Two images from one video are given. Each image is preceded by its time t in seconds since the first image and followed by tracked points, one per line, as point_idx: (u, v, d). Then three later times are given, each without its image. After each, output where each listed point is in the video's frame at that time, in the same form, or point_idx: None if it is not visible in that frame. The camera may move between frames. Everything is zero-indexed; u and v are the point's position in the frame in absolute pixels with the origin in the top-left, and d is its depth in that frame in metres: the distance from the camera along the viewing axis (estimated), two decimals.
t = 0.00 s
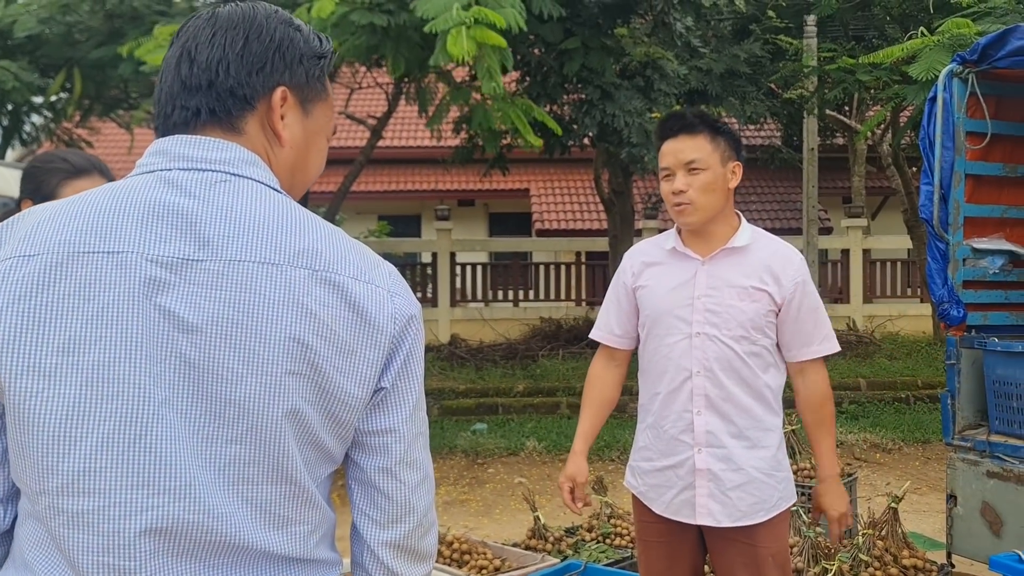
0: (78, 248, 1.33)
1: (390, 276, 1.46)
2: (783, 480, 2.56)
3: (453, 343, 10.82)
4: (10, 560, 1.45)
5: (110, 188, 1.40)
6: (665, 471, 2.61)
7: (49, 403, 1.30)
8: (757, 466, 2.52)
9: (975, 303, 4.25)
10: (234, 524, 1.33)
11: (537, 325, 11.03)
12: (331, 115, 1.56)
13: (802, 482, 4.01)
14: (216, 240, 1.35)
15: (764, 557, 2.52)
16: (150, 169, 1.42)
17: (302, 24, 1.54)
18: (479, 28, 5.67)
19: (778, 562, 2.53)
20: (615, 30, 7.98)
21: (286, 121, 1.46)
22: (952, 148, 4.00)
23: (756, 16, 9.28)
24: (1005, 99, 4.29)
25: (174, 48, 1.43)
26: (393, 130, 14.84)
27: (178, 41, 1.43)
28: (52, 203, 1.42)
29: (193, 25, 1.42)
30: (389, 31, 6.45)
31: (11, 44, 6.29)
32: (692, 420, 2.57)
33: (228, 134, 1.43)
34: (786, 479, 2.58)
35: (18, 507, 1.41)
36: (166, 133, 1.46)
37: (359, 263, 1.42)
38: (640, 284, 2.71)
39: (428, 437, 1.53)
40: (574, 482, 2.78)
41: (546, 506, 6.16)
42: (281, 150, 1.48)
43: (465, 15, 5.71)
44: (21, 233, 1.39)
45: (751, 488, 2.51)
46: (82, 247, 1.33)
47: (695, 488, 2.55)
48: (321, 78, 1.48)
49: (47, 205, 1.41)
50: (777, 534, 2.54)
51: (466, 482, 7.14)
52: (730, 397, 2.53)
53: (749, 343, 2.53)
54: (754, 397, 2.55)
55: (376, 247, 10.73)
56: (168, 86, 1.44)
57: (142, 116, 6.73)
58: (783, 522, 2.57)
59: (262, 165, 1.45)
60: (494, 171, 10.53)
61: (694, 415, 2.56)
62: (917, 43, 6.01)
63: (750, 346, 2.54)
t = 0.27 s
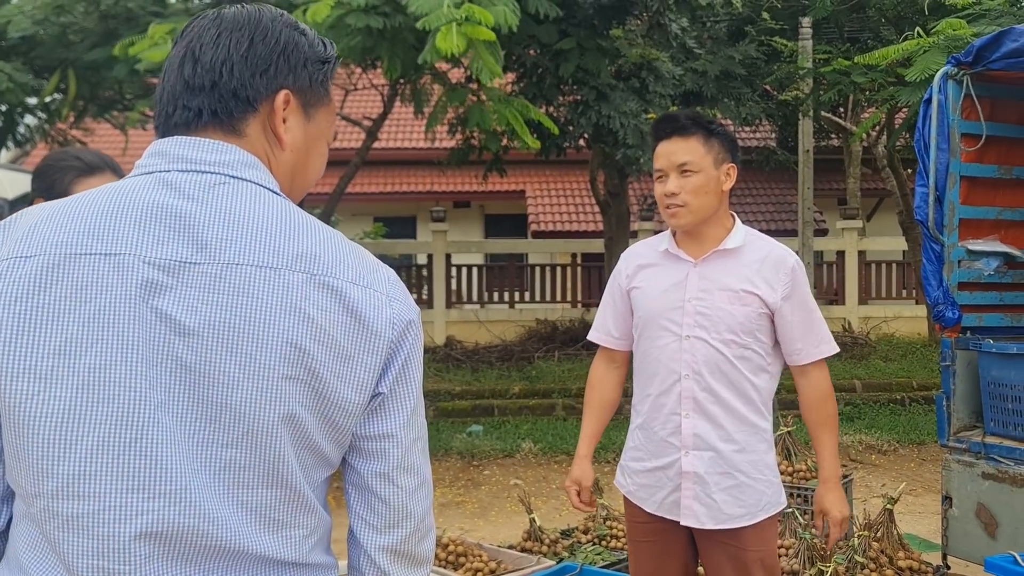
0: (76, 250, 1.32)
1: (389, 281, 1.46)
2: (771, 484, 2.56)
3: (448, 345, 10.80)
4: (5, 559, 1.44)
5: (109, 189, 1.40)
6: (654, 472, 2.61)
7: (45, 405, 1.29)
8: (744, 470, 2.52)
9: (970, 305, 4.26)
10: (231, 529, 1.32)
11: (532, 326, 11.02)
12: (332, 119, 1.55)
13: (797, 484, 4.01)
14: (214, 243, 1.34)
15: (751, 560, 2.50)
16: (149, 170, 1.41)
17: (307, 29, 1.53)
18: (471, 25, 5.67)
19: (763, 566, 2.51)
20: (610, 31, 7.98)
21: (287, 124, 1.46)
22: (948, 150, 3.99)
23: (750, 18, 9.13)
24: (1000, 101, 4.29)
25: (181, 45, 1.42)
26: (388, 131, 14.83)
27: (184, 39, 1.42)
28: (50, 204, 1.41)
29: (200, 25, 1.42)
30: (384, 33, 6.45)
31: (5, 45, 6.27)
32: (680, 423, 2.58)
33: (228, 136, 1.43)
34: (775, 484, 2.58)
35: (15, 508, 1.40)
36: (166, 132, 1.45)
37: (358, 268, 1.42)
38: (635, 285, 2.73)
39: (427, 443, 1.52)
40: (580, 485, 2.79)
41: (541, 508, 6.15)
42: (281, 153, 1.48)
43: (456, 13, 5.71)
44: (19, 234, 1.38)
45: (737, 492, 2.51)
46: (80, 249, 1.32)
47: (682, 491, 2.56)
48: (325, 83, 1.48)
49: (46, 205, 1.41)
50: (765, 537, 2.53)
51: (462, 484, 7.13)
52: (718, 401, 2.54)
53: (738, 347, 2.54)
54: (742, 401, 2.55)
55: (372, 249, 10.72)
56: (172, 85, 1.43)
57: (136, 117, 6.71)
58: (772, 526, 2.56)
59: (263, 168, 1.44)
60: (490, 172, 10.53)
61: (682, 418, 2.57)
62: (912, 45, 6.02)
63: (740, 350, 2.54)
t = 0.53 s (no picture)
0: (78, 254, 1.30)
1: (392, 286, 1.45)
2: (753, 487, 2.54)
3: (445, 346, 10.79)
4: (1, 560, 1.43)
5: (110, 189, 1.37)
6: (640, 474, 2.62)
7: (47, 411, 1.27)
8: (728, 473, 2.51)
9: (968, 307, 4.26)
10: (233, 536, 1.31)
11: (530, 327, 11.01)
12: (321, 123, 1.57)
13: (794, 485, 4.00)
14: (218, 249, 1.32)
15: (733, 562, 2.51)
16: (153, 171, 1.38)
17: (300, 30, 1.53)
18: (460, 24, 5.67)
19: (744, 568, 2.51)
20: (608, 32, 7.99)
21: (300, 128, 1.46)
22: (945, 152, 4.01)
23: (748, 19, 9.20)
24: (997, 103, 4.28)
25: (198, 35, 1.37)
26: (385, 132, 14.82)
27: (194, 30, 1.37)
28: (49, 204, 1.39)
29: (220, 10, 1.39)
30: (382, 34, 6.44)
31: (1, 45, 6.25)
32: (663, 426, 2.58)
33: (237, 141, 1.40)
34: (760, 486, 2.56)
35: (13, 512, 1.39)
36: (171, 130, 1.40)
37: (362, 274, 1.41)
38: (622, 289, 2.73)
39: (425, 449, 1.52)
40: (570, 486, 2.79)
41: (538, 510, 6.14)
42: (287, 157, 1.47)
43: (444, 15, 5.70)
44: (18, 234, 1.35)
45: (719, 495, 2.51)
46: (83, 252, 1.30)
47: (665, 494, 2.56)
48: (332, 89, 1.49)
49: (45, 205, 1.38)
50: (748, 539, 2.53)
51: (458, 485, 7.13)
52: (699, 405, 2.54)
53: (722, 351, 2.52)
54: (727, 404, 2.53)
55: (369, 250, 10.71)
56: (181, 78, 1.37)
57: (133, 118, 6.69)
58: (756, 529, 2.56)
59: (267, 172, 1.43)
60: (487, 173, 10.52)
61: (666, 421, 2.57)
62: (910, 46, 6.03)
63: (724, 353, 2.52)
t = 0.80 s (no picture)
0: (94, 261, 1.27)
1: (394, 285, 1.50)
2: (729, 485, 2.54)
3: (444, 347, 10.79)
4: None
5: (116, 192, 1.33)
6: (620, 478, 2.65)
7: (66, 426, 1.24)
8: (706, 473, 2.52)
9: (965, 307, 4.26)
10: (254, 540, 1.32)
11: (528, 328, 11.01)
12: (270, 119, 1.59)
13: (792, 485, 3.99)
14: (237, 254, 1.33)
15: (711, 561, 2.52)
16: (159, 173, 1.35)
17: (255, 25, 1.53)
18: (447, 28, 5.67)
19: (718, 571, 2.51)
20: (606, 32, 8.00)
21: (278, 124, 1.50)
22: (942, 152, 4.02)
23: (745, 20, 9.25)
24: (994, 104, 4.29)
25: (191, 35, 1.37)
26: (384, 133, 14.82)
27: (185, 29, 1.37)
28: (50, 205, 1.33)
29: (211, 5, 1.40)
30: (380, 35, 6.45)
31: None
32: (643, 430, 2.60)
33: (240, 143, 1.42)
34: (739, 484, 2.57)
35: (9, 530, 1.32)
36: (173, 132, 1.39)
37: (368, 274, 1.45)
38: (597, 299, 2.75)
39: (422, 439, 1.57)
40: (557, 500, 2.78)
41: (537, 510, 6.14)
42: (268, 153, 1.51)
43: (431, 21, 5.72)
44: (19, 240, 1.30)
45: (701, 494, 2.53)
46: (100, 259, 1.27)
47: (648, 497, 2.58)
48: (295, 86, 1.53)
49: (45, 208, 1.33)
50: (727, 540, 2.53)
51: (457, 486, 7.13)
52: (676, 407, 2.55)
53: (696, 351, 2.54)
54: (703, 405, 2.55)
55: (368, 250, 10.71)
56: (175, 79, 1.37)
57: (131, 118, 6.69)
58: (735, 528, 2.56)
59: (270, 176, 1.45)
60: (485, 174, 10.53)
61: (645, 424, 2.59)
62: (908, 47, 6.04)
63: (697, 354, 2.55)
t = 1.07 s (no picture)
0: (117, 270, 1.24)
1: (384, 274, 1.56)
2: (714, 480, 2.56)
3: (444, 348, 10.81)
4: None
5: (123, 198, 1.31)
6: (604, 478, 2.68)
7: (100, 442, 1.21)
8: (691, 470, 2.53)
9: (963, 308, 4.25)
10: (281, 530, 1.35)
11: (528, 329, 11.03)
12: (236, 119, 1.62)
13: (790, 485, 4.01)
14: (252, 254, 1.34)
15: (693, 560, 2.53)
16: (159, 177, 1.34)
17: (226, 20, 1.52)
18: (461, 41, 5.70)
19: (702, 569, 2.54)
20: (605, 34, 8.02)
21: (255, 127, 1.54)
22: (939, 154, 4.04)
23: (744, 23, 9.25)
24: (992, 105, 4.31)
25: (189, 41, 1.37)
26: (384, 134, 14.85)
27: (180, 34, 1.37)
28: (52, 212, 1.28)
29: (199, 8, 1.40)
30: (380, 37, 6.47)
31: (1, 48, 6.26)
32: (625, 431, 2.63)
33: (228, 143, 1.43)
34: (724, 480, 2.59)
35: (21, 552, 1.27)
36: (172, 136, 1.38)
37: (363, 265, 1.50)
38: (578, 305, 2.80)
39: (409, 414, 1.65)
40: (535, 503, 2.87)
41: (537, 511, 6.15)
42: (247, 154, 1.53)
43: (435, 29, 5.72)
44: (28, 252, 1.24)
45: (685, 493, 2.53)
46: (123, 269, 1.25)
47: (634, 495, 2.60)
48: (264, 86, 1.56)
49: (49, 216, 1.28)
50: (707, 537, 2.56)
51: (456, 486, 7.15)
52: (657, 407, 2.57)
53: (676, 351, 2.57)
54: (684, 404, 2.57)
55: (368, 251, 10.74)
56: (174, 85, 1.37)
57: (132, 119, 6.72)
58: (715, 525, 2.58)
59: (260, 175, 1.47)
60: (485, 176, 10.56)
61: (627, 425, 2.62)
62: (907, 50, 6.07)
63: (678, 353, 2.57)
